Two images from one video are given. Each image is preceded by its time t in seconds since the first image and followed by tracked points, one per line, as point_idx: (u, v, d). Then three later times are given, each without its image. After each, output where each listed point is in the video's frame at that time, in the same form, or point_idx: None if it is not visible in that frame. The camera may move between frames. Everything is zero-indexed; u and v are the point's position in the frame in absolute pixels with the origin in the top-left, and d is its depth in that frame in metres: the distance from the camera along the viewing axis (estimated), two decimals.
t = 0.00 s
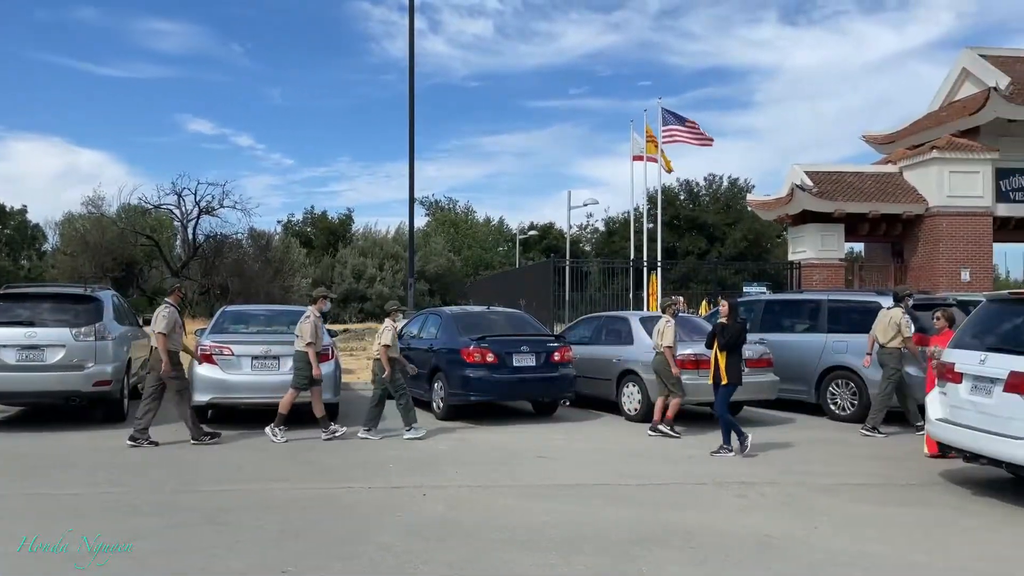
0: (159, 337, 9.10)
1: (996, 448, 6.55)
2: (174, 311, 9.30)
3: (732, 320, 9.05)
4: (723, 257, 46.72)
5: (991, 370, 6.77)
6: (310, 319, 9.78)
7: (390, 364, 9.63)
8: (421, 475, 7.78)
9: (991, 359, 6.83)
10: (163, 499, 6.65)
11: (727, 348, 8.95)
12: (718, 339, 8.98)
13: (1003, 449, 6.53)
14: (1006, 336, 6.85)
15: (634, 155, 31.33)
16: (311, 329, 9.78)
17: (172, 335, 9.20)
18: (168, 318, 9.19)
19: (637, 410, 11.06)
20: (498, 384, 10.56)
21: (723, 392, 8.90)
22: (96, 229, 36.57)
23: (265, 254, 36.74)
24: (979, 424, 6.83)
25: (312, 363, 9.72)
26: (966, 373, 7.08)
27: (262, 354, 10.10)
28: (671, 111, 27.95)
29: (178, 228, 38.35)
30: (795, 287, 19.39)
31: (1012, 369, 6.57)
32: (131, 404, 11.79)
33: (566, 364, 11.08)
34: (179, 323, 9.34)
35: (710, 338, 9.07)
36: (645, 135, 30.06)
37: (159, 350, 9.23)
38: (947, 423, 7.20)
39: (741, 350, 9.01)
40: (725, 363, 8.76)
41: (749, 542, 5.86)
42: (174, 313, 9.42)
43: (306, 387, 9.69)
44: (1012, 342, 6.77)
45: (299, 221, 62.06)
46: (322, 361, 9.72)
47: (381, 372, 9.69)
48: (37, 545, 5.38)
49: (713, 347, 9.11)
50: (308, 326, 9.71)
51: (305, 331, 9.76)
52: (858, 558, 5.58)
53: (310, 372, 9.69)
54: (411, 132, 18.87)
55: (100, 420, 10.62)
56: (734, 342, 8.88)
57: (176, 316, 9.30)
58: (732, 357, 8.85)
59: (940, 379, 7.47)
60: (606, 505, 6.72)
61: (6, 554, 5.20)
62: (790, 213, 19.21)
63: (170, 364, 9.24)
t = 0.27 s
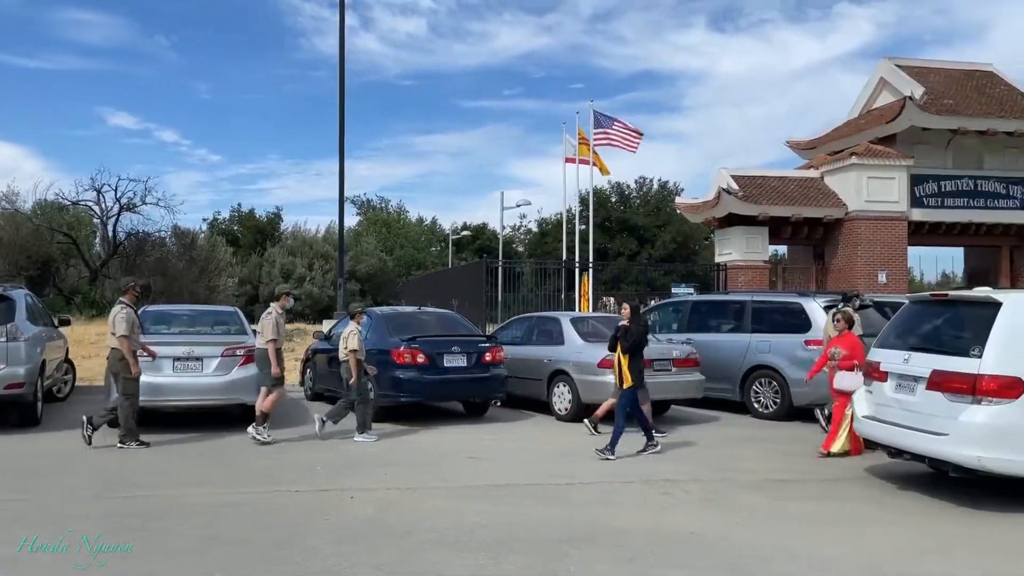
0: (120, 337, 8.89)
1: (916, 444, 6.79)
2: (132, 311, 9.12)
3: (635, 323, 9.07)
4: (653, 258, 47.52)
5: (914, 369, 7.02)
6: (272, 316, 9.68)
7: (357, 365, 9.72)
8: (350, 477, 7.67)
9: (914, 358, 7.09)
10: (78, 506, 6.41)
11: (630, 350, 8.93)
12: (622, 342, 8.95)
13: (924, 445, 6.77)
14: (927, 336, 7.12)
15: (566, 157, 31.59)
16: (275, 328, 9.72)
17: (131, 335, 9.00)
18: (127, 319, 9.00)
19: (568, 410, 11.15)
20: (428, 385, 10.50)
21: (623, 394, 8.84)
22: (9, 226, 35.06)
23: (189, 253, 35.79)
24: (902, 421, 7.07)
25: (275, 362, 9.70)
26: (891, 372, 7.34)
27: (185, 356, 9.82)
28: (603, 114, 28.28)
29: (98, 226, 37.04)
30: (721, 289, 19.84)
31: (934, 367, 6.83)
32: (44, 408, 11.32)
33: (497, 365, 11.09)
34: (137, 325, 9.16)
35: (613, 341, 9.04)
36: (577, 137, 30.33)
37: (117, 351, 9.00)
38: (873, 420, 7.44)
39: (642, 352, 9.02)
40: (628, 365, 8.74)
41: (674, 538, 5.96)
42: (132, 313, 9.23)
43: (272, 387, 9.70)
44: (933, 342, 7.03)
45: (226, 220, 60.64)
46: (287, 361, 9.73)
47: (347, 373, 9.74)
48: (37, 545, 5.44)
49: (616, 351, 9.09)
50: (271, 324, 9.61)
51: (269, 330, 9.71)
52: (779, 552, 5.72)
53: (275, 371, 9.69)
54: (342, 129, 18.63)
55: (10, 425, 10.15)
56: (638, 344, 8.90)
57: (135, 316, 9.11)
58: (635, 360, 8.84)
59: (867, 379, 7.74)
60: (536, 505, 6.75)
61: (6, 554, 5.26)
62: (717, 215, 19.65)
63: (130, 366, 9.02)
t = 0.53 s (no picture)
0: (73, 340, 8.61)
1: (845, 442, 6.98)
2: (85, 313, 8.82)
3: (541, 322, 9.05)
4: (586, 260, 47.93)
5: (842, 370, 7.22)
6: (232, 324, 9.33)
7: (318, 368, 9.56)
8: (275, 482, 7.50)
9: (843, 359, 7.29)
10: None
11: (535, 348, 8.88)
12: (527, 340, 8.92)
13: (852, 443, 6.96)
14: (854, 337, 7.33)
15: (500, 159, 31.59)
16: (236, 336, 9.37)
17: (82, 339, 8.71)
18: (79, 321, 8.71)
19: (500, 412, 11.13)
20: (358, 387, 10.37)
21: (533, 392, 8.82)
22: None
23: (110, 251, 34.57)
24: (832, 420, 7.27)
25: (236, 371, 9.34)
26: (821, 372, 7.53)
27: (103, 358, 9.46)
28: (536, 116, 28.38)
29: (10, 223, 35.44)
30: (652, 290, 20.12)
31: (861, 367, 7.03)
32: None
33: (429, 367, 10.99)
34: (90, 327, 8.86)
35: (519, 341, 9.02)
36: (510, 139, 30.35)
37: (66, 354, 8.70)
38: (803, 419, 7.63)
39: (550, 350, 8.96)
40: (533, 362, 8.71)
41: (601, 538, 5.99)
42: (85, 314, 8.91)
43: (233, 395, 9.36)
44: (860, 343, 7.24)
45: (149, 219, 58.80)
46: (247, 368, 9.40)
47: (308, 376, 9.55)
48: (37, 545, 5.44)
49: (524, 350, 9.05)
50: (234, 332, 9.28)
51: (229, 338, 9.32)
52: (701, 549, 5.81)
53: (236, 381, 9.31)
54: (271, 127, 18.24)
55: None
56: (543, 341, 8.87)
57: (88, 319, 8.80)
58: (540, 358, 8.81)
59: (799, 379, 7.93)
60: (464, 507, 6.70)
61: (7, 554, 5.26)
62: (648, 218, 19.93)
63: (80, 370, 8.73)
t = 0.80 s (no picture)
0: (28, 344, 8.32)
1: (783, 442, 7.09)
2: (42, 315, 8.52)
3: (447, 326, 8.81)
4: (522, 263, 48.09)
5: (779, 372, 7.33)
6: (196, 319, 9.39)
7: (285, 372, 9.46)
8: (202, 489, 7.26)
9: (779, 362, 7.40)
10: None
11: (443, 354, 8.67)
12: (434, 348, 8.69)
13: (789, 443, 7.08)
14: (789, 341, 7.46)
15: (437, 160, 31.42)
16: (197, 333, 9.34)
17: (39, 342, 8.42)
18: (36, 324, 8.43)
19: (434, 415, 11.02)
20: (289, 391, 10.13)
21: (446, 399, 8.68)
22: None
23: (28, 250, 33.18)
24: (768, 421, 7.38)
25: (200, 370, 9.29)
26: (757, 374, 7.64)
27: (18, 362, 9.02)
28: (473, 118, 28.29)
29: None
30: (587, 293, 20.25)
31: (797, 370, 7.15)
32: None
33: (363, 370, 10.81)
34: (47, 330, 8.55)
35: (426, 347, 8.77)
36: (447, 140, 30.20)
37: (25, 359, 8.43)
38: (740, 421, 7.73)
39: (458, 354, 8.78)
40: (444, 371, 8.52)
41: (536, 541, 5.96)
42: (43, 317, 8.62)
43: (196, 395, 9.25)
44: (796, 346, 7.37)
45: (71, 216, 56.67)
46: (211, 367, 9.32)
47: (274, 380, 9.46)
48: (37, 545, 5.50)
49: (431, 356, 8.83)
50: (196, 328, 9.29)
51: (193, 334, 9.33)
52: (635, 550, 5.82)
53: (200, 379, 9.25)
54: (200, 123, 17.74)
55: None
56: (451, 348, 8.66)
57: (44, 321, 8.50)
58: (450, 364, 8.63)
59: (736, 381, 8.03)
60: (398, 511, 6.59)
61: (8, 554, 5.31)
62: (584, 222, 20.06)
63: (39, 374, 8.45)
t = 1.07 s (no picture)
0: None
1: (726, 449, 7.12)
2: None
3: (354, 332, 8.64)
4: (462, 266, 47.94)
5: (722, 380, 7.36)
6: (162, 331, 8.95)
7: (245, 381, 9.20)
8: (125, 501, 6.95)
9: (722, 369, 7.43)
10: None
11: (347, 360, 8.49)
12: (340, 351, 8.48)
13: (731, 449, 7.11)
14: (730, 348, 7.51)
15: (375, 162, 31.03)
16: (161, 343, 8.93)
17: None
18: None
19: (369, 422, 10.82)
20: (218, 400, 9.80)
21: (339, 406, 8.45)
22: None
23: None
24: (712, 428, 7.40)
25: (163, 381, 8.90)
26: (700, 382, 7.65)
27: None
28: (412, 119, 27.99)
29: None
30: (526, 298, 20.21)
31: (740, 378, 7.18)
32: None
33: (296, 377, 10.52)
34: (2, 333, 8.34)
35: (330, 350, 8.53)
36: (386, 141, 29.82)
37: None
38: (684, 427, 7.75)
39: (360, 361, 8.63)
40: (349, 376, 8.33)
41: (475, 551, 5.85)
42: None
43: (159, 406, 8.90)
44: (738, 354, 7.41)
45: None
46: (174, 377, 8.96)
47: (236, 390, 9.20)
48: (37, 545, 5.63)
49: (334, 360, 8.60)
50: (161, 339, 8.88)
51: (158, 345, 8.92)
52: (574, 559, 5.76)
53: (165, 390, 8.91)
54: (127, 118, 17.11)
55: None
56: (356, 354, 8.50)
57: None
58: (354, 371, 8.45)
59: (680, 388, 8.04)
60: (331, 523, 6.40)
61: (9, 554, 5.44)
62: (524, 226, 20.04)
63: None
